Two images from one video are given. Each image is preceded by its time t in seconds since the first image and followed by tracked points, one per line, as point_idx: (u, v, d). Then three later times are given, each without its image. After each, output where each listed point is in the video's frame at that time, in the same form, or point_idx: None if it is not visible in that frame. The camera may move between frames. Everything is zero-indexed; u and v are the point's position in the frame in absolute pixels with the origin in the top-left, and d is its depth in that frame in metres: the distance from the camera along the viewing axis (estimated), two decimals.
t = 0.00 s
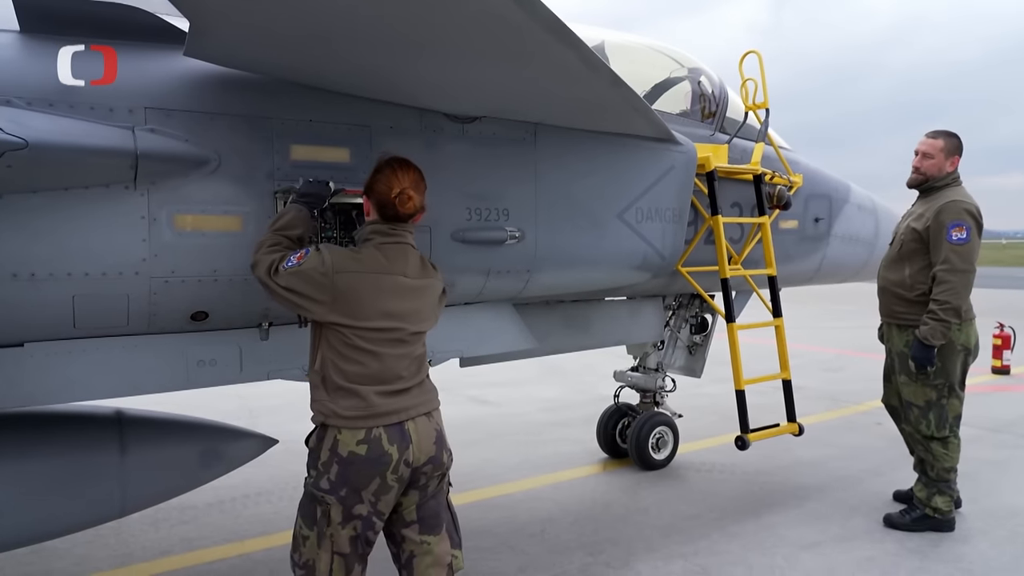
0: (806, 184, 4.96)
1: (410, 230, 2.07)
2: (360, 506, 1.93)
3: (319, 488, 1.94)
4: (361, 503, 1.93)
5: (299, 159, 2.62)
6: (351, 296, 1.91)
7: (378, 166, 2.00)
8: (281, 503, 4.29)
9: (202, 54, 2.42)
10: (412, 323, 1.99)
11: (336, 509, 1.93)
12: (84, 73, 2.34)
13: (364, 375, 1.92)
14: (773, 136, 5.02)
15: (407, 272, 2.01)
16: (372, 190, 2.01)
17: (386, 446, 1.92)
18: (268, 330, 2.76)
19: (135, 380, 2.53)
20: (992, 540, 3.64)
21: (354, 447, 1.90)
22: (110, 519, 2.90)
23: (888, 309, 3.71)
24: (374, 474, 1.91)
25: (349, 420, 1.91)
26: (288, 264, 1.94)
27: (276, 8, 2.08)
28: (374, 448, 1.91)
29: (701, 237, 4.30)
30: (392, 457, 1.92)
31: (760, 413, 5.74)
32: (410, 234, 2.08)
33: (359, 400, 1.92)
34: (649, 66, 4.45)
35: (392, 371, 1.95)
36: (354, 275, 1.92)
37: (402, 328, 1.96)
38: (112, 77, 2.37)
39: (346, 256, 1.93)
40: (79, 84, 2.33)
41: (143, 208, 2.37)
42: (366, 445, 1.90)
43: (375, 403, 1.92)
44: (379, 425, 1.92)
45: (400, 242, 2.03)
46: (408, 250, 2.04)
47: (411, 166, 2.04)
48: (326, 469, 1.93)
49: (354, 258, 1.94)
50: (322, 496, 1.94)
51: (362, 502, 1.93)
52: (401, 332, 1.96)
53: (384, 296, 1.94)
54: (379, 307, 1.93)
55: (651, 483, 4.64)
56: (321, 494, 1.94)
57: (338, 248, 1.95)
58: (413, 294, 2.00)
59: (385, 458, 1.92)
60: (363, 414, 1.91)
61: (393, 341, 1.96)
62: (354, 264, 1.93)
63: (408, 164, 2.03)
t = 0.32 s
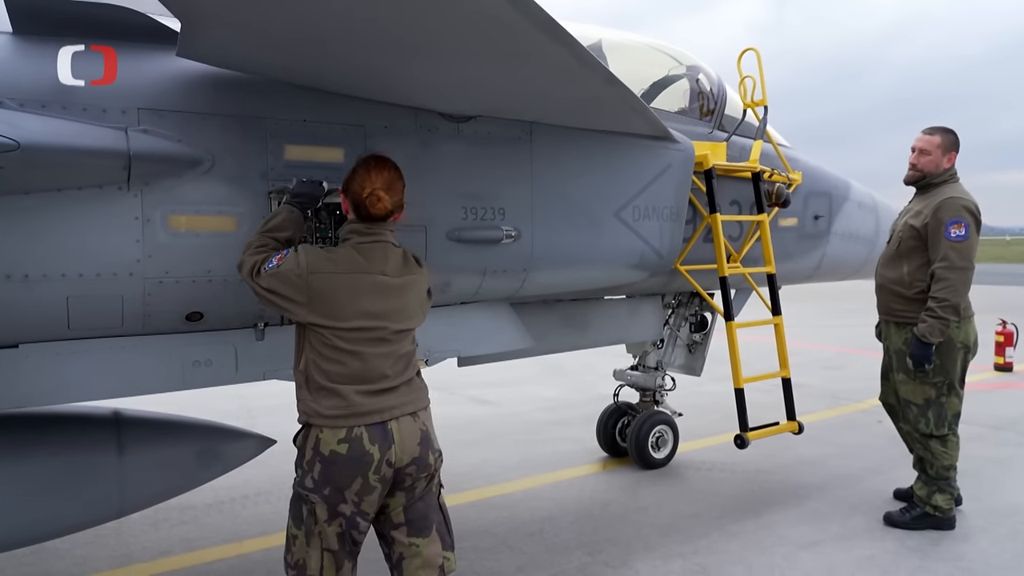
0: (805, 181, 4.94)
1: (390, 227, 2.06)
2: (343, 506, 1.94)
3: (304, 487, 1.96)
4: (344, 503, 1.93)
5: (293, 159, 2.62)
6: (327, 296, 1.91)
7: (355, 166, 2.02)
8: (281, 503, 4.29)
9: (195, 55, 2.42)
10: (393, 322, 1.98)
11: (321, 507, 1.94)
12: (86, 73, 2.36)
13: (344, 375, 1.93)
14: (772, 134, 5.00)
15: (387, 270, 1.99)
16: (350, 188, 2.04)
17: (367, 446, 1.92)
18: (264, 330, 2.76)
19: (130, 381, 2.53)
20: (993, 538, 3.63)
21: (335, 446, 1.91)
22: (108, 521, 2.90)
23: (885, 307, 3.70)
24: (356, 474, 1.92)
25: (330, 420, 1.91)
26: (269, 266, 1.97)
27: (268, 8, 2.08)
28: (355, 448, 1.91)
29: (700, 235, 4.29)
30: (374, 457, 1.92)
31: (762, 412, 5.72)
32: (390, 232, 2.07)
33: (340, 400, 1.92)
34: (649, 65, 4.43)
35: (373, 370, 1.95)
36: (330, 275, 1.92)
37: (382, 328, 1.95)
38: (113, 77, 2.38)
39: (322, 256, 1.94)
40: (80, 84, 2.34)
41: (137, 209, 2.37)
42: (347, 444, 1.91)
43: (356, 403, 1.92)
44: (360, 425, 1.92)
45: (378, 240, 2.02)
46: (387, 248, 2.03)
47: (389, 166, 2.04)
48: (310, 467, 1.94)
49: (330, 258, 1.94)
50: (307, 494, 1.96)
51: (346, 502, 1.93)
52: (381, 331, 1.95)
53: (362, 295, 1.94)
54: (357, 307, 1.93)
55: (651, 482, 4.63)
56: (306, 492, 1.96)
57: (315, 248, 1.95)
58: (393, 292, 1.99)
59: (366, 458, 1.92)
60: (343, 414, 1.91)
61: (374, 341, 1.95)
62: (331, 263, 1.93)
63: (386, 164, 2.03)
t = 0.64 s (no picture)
0: (808, 181, 4.92)
1: (372, 226, 2.01)
2: (337, 508, 1.94)
3: (300, 487, 1.97)
4: (338, 505, 1.93)
5: (290, 160, 2.61)
6: (308, 300, 1.91)
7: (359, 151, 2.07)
8: (281, 504, 4.29)
9: (191, 55, 2.42)
10: (380, 324, 1.95)
11: (316, 508, 1.95)
12: (86, 73, 2.37)
13: (331, 378, 1.93)
14: (774, 133, 4.98)
15: (372, 270, 1.96)
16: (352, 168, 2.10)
17: (360, 449, 1.91)
18: (261, 331, 2.76)
19: (128, 382, 2.51)
20: (997, 541, 3.60)
21: (328, 447, 1.91)
22: (107, 521, 2.91)
23: (886, 308, 3.68)
24: (349, 478, 1.91)
25: (320, 422, 1.92)
26: (256, 272, 2.00)
27: (262, 8, 2.08)
28: (348, 451, 1.91)
29: (702, 235, 4.26)
30: (367, 461, 1.92)
31: (764, 412, 5.70)
32: (378, 230, 2.03)
33: (329, 403, 1.92)
34: (650, 64, 4.42)
35: (361, 373, 1.93)
36: (309, 279, 1.91)
37: (365, 330, 1.93)
38: (112, 77, 2.39)
39: (307, 258, 1.93)
40: (80, 84, 2.34)
41: (133, 209, 2.37)
42: (340, 446, 1.91)
43: (344, 407, 1.91)
44: (351, 429, 1.91)
45: (363, 239, 1.98)
46: (372, 246, 1.98)
47: (364, 162, 2.02)
48: (305, 468, 1.95)
49: (311, 261, 1.93)
50: (302, 495, 1.96)
51: (339, 505, 1.93)
52: (367, 334, 1.93)
53: (345, 297, 1.92)
54: (339, 310, 1.91)
55: (652, 483, 4.61)
56: (302, 493, 1.96)
57: (301, 250, 1.96)
58: (380, 293, 1.96)
59: (359, 461, 1.91)
60: (330, 417, 1.91)
61: (359, 344, 1.94)
62: (310, 266, 1.92)
63: (360, 161, 2.02)
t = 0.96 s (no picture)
0: (812, 179, 4.88)
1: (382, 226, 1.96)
2: (335, 507, 1.94)
3: (302, 483, 1.98)
4: (336, 504, 1.93)
5: (287, 161, 2.61)
6: (313, 300, 1.91)
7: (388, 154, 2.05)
8: (284, 505, 4.29)
9: (187, 56, 2.42)
10: (386, 325, 1.93)
11: (316, 505, 1.95)
12: (86, 74, 2.38)
13: (334, 377, 1.94)
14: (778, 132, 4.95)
15: (381, 271, 1.92)
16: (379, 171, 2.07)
17: (358, 450, 1.90)
18: (260, 332, 2.76)
19: (126, 383, 2.52)
20: (1004, 543, 3.56)
21: (328, 445, 1.92)
22: (107, 522, 2.91)
23: (875, 308, 3.70)
24: (347, 478, 1.91)
25: (321, 420, 1.93)
26: (262, 272, 1.99)
27: (255, 8, 2.07)
28: (346, 450, 1.90)
29: (704, 234, 4.24)
30: (364, 462, 1.90)
31: (769, 412, 5.66)
32: (391, 230, 1.99)
33: (331, 401, 1.92)
34: (653, 62, 4.39)
35: (364, 373, 1.92)
36: (315, 278, 1.90)
37: (370, 331, 1.91)
38: (113, 78, 2.40)
39: (315, 257, 1.92)
40: (80, 84, 2.36)
41: (129, 210, 2.37)
42: (339, 445, 1.91)
43: (345, 406, 1.91)
44: (352, 429, 1.91)
45: (372, 238, 1.94)
46: (380, 246, 1.94)
47: (387, 161, 1.98)
48: (307, 464, 1.96)
49: (317, 259, 1.91)
50: (304, 491, 1.97)
51: (337, 504, 1.93)
52: (371, 335, 1.92)
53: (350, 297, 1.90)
54: (344, 310, 1.90)
55: (655, 484, 4.59)
56: (303, 489, 1.97)
57: (310, 248, 1.94)
58: (388, 294, 1.92)
59: (356, 461, 1.90)
60: (332, 416, 1.92)
61: (363, 344, 1.92)
62: (316, 265, 1.91)
63: (383, 159, 1.98)
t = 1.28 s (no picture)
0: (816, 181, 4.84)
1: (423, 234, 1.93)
2: (337, 504, 1.94)
3: (306, 478, 1.99)
4: (337, 502, 1.93)
5: (283, 160, 2.62)
6: (335, 301, 1.89)
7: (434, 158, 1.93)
8: (284, 503, 4.30)
9: (184, 55, 2.43)
10: (406, 339, 1.89)
11: (318, 501, 1.96)
12: (86, 74, 2.39)
13: (345, 380, 1.92)
14: (782, 132, 4.91)
15: (411, 283, 1.89)
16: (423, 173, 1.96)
17: (360, 454, 1.89)
18: (256, 331, 2.76)
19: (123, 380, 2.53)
20: (1006, 549, 3.52)
21: (332, 445, 1.92)
22: (105, 518, 2.92)
23: (847, 308, 3.75)
24: (348, 480, 1.90)
25: (327, 420, 1.93)
26: (288, 271, 1.99)
27: (249, 9, 2.07)
28: (348, 453, 1.89)
29: (706, 235, 4.22)
30: (365, 466, 1.89)
31: (773, 414, 5.63)
32: (431, 243, 1.95)
33: (338, 403, 1.92)
34: (656, 62, 4.36)
35: (373, 381, 1.90)
36: (340, 279, 1.88)
37: (387, 342, 1.87)
38: (113, 77, 2.41)
39: (349, 259, 1.90)
40: (80, 85, 2.37)
41: (126, 209, 2.38)
42: (341, 447, 1.90)
43: (350, 409, 1.91)
44: (355, 433, 1.90)
45: (404, 246, 1.91)
46: (410, 257, 1.90)
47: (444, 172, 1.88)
48: (311, 461, 1.97)
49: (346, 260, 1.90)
50: (307, 486, 1.98)
51: (339, 502, 1.93)
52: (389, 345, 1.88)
53: (371, 304, 1.87)
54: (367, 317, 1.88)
55: (656, 486, 4.57)
56: (307, 484, 1.99)
57: (348, 248, 1.92)
58: (412, 306, 1.90)
59: (357, 465, 1.89)
60: (336, 418, 1.91)
61: (379, 353, 1.89)
62: (343, 266, 1.89)
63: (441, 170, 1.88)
